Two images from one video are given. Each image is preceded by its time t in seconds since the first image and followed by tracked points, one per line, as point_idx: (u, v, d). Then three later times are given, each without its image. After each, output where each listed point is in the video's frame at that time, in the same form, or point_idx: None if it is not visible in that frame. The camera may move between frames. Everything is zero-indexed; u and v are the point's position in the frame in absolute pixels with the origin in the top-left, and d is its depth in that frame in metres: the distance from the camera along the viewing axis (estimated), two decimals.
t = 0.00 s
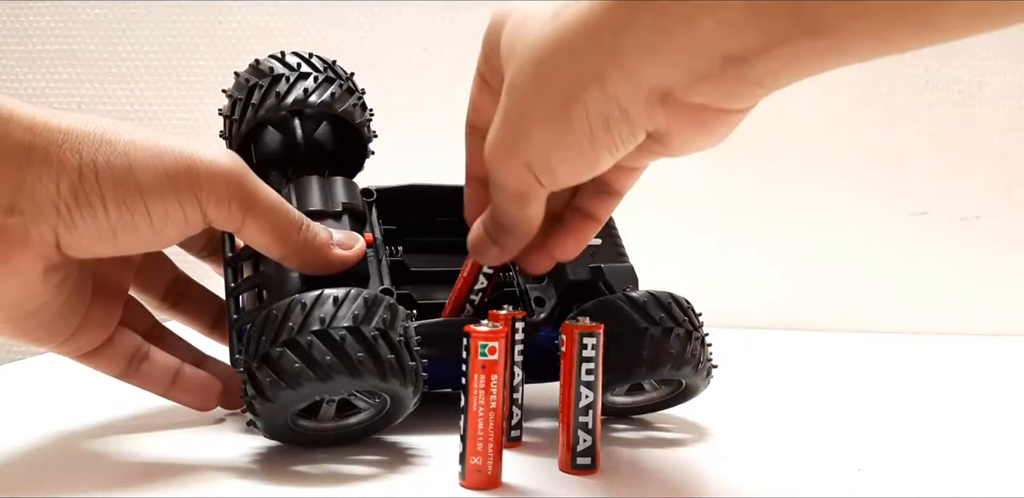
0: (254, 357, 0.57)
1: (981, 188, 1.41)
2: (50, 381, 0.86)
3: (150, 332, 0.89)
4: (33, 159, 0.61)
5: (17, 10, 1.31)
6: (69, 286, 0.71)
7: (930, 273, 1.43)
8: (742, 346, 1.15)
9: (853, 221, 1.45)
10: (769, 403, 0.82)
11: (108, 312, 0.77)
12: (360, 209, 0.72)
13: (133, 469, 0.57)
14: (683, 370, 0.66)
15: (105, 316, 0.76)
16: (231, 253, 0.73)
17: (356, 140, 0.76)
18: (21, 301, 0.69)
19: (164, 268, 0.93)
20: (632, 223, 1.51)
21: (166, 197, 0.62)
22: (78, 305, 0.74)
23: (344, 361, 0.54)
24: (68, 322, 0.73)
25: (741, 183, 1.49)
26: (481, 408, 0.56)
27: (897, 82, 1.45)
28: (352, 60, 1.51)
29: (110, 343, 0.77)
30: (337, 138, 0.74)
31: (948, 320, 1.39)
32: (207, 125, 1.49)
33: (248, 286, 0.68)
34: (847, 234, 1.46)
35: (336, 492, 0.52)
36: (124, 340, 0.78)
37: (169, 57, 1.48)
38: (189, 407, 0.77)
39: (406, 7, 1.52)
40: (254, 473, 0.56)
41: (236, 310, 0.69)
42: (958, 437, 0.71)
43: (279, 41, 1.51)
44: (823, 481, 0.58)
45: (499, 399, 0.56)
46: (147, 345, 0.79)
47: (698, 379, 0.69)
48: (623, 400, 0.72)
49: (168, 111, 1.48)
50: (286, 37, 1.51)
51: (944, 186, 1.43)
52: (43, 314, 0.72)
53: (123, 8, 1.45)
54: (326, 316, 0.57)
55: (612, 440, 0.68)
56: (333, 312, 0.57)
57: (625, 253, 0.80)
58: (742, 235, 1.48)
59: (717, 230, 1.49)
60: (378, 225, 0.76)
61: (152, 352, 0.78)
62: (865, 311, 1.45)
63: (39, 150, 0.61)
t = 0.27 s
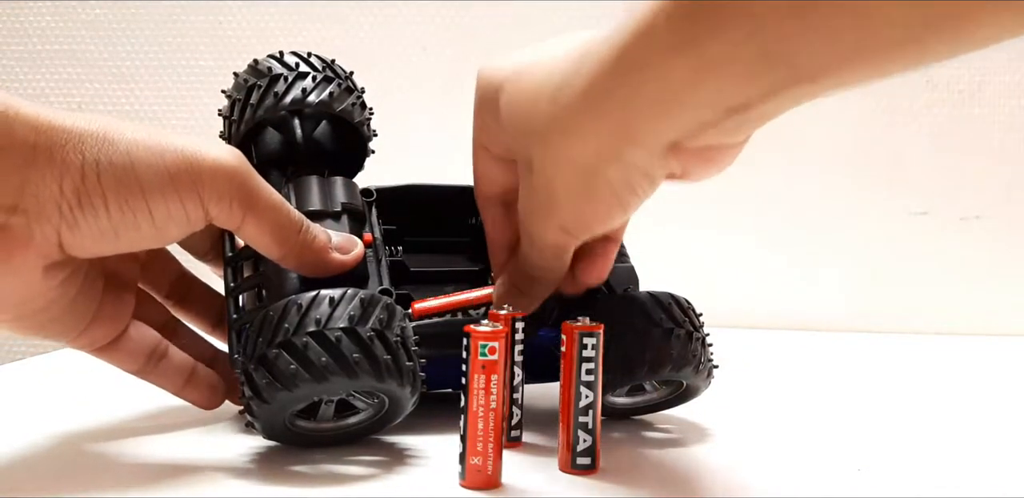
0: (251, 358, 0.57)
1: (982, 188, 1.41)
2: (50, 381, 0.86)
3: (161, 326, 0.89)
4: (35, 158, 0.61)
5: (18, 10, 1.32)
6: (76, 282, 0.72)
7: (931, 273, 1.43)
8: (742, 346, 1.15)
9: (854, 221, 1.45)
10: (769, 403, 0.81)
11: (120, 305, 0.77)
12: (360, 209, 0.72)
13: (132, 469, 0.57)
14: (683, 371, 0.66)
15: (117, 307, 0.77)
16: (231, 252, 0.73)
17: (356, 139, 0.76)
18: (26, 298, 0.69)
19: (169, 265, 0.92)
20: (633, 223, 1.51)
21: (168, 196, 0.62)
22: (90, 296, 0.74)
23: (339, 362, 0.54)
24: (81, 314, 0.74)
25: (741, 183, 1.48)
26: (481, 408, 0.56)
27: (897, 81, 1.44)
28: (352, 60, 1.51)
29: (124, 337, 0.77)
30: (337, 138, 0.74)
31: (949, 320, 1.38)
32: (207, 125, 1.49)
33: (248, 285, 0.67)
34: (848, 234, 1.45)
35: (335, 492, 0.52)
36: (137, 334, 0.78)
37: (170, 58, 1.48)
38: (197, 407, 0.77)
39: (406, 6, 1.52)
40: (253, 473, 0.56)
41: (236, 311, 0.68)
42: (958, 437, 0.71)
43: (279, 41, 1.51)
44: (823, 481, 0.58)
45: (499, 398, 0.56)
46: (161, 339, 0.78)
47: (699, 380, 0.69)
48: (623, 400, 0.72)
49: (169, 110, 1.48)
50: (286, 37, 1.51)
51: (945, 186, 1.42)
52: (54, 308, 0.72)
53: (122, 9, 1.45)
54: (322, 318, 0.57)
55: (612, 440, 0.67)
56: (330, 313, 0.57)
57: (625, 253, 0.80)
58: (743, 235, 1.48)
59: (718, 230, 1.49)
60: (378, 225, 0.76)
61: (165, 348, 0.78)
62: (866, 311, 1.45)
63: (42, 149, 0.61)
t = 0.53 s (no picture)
0: (247, 359, 0.57)
1: (983, 187, 1.41)
2: (51, 380, 0.86)
3: (162, 324, 0.85)
4: (28, 153, 0.61)
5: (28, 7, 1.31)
6: (74, 275, 0.72)
7: (932, 273, 1.43)
8: (742, 347, 1.15)
9: (855, 221, 1.45)
10: (769, 404, 0.81)
11: (119, 298, 0.77)
12: (360, 209, 0.72)
13: (132, 467, 0.57)
14: (682, 372, 0.66)
15: (115, 302, 0.77)
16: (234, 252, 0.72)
17: (357, 139, 0.76)
18: (21, 290, 0.70)
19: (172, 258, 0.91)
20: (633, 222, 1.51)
21: (159, 194, 0.61)
22: (89, 288, 0.75)
23: (333, 363, 0.54)
24: (79, 306, 0.74)
25: (741, 183, 1.48)
26: (482, 408, 0.56)
27: (897, 81, 1.44)
28: (352, 60, 1.51)
29: (123, 330, 0.77)
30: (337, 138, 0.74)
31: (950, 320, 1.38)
32: (207, 125, 1.49)
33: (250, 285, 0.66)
34: (848, 234, 1.45)
35: (333, 492, 0.52)
36: (136, 329, 0.78)
37: (170, 57, 1.48)
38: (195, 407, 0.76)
39: (406, 6, 1.52)
40: (252, 472, 0.56)
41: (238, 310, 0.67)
42: (958, 437, 0.71)
43: (279, 41, 1.51)
44: (823, 481, 0.58)
45: (499, 398, 0.56)
46: (160, 336, 0.78)
47: (699, 381, 0.69)
48: (625, 402, 0.72)
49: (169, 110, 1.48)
50: (286, 36, 1.52)
51: (945, 186, 1.42)
52: (52, 300, 0.72)
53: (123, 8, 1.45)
54: (317, 318, 0.57)
55: (611, 440, 0.67)
56: (325, 313, 0.57)
57: (628, 255, 0.80)
58: (743, 235, 1.48)
59: (719, 230, 1.49)
60: (378, 225, 0.76)
61: (164, 345, 0.77)
62: (866, 311, 1.44)
63: (35, 144, 0.61)
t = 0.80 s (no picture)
0: (248, 359, 0.57)
1: (983, 188, 1.41)
2: (50, 380, 0.86)
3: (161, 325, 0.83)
4: (27, 149, 0.61)
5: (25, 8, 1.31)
6: (70, 273, 0.72)
7: (932, 274, 1.43)
8: (742, 346, 1.15)
9: (855, 221, 1.45)
10: (769, 404, 0.81)
11: (116, 297, 0.77)
12: (360, 209, 0.72)
13: (131, 467, 0.57)
14: (681, 373, 0.66)
15: (114, 301, 0.77)
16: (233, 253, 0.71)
17: (358, 138, 0.76)
18: (18, 287, 0.70)
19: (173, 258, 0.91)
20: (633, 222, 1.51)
21: (155, 192, 0.61)
22: (87, 285, 0.74)
23: (334, 364, 0.54)
24: (77, 303, 0.74)
25: (741, 183, 1.48)
26: (482, 409, 0.56)
27: (897, 82, 1.44)
28: (352, 60, 1.51)
29: (122, 328, 0.77)
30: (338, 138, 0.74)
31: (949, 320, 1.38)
32: (207, 125, 1.49)
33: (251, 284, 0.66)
34: (848, 234, 1.45)
35: (332, 492, 0.52)
36: (134, 328, 0.77)
37: (171, 56, 1.48)
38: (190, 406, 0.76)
39: (406, 6, 1.52)
40: (251, 472, 0.56)
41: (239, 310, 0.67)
42: (958, 437, 0.71)
43: (279, 42, 1.52)
44: (822, 482, 0.58)
45: (499, 398, 0.56)
46: (157, 337, 0.77)
47: (699, 382, 0.69)
48: (625, 402, 0.72)
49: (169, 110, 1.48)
50: (285, 36, 1.52)
51: (945, 186, 1.42)
52: (50, 297, 0.72)
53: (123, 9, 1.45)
54: (317, 319, 0.57)
55: (611, 440, 0.68)
56: (325, 314, 0.57)
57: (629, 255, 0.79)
58: (743, 235, 1.48)
59: (718, 230, 1.49)
60: (379, 225, 0.76)
61: (161, 345, 0.77)
62: (866, 312, 1.44)
63: (33, 140, 0.61)
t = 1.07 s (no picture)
0: (266, 355, 0.56)
1: (979, 189, 1.41)
2: (50, 380, 0.86)
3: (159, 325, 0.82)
4: (32, 153, 0.60)
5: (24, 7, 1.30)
6: (69, 274, 0.72)
7: (929, 274, 1.43)
8: (742, 346, 1.15)
9: (853, 221, 1.46)
10: (770, 403, 0.82)
11: (112, 298, 0.76)
12: (362, 209, 0.72)
13: (133, 467, 0.57)
14: (679, 361, 0.66)
15: (110, 302, 0.76)
16: (232, 253, 0.71)
17: (359, 142, 0.76)
18: (18, 289, 0.69)
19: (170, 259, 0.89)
20: (632, 222, 1.51)
21: (162, 195, 0.61)
22: (85, 286, 0.74)
23: (355, 361, 0.54)
24: (73, 304, 0.74)
25: (741, 184, 1.49)
26: (484, 408, 0.56)
27: (896, 83, 1.45)
28: (352, 60, 1.50)
29: (116, 329, 0.76)
30: (340, 139, 0.74)
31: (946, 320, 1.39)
32: (206, 125, 1.49)
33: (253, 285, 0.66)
34: (846, 235, 1.46)
35: (335, 492, 0.52)
36: (128, 328, 0.77)
37: (171, 57, 1.47)
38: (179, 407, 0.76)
39: (406, 7, 1.51)
40: (256, 471, 0.56)
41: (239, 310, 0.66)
42: (959, 437, 0.71)
43: (279, 41, 1.50)
44: (825, 481, 0.58)
45: (501, 397, 0.57)
46: (151, 338, 0.77)
47: (698, 370, 0.69)
48: (625, 399, 0.72)
49: (168, 110, 1.47)
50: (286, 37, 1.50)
51: (943, 187, 1.43)
52: (50, 298, 0.72)
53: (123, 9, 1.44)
54: (338, 316, 0.57)
55: (613, 440, 0.68)
56: (346, 312, 0.57)
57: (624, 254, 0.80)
58: (741, 235, 1.48)
59: (717, 230, 1.49)
60: (379, 225, 0.76)
61: (155, 347, 0.76)
62: (864, 312, 1.45)
63: (39, 144, 0.60)
